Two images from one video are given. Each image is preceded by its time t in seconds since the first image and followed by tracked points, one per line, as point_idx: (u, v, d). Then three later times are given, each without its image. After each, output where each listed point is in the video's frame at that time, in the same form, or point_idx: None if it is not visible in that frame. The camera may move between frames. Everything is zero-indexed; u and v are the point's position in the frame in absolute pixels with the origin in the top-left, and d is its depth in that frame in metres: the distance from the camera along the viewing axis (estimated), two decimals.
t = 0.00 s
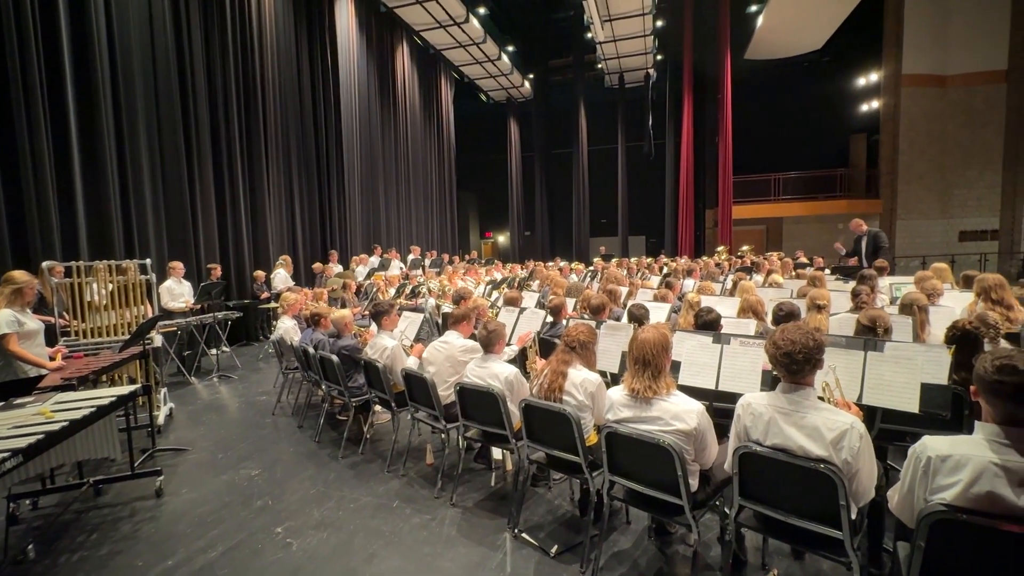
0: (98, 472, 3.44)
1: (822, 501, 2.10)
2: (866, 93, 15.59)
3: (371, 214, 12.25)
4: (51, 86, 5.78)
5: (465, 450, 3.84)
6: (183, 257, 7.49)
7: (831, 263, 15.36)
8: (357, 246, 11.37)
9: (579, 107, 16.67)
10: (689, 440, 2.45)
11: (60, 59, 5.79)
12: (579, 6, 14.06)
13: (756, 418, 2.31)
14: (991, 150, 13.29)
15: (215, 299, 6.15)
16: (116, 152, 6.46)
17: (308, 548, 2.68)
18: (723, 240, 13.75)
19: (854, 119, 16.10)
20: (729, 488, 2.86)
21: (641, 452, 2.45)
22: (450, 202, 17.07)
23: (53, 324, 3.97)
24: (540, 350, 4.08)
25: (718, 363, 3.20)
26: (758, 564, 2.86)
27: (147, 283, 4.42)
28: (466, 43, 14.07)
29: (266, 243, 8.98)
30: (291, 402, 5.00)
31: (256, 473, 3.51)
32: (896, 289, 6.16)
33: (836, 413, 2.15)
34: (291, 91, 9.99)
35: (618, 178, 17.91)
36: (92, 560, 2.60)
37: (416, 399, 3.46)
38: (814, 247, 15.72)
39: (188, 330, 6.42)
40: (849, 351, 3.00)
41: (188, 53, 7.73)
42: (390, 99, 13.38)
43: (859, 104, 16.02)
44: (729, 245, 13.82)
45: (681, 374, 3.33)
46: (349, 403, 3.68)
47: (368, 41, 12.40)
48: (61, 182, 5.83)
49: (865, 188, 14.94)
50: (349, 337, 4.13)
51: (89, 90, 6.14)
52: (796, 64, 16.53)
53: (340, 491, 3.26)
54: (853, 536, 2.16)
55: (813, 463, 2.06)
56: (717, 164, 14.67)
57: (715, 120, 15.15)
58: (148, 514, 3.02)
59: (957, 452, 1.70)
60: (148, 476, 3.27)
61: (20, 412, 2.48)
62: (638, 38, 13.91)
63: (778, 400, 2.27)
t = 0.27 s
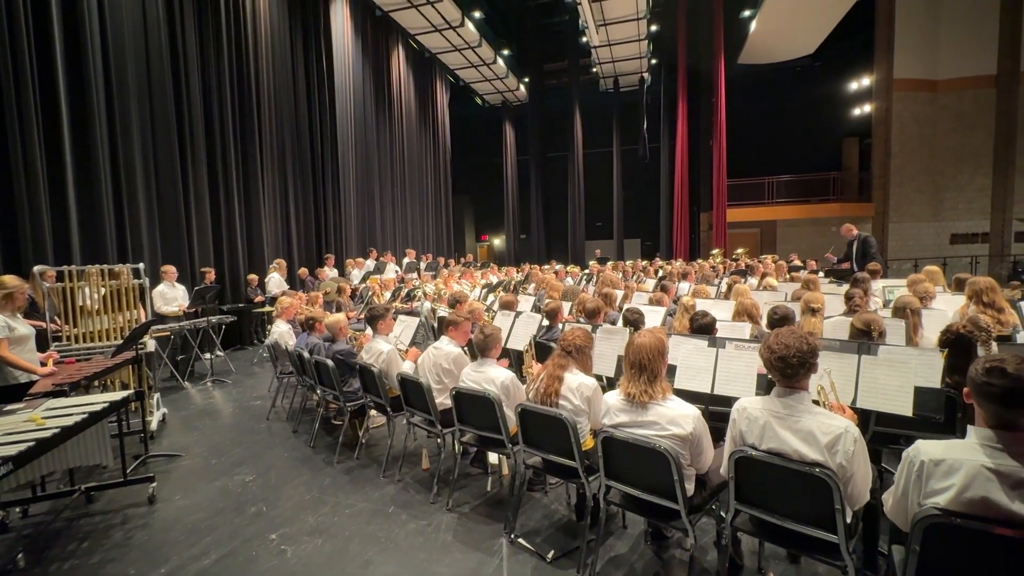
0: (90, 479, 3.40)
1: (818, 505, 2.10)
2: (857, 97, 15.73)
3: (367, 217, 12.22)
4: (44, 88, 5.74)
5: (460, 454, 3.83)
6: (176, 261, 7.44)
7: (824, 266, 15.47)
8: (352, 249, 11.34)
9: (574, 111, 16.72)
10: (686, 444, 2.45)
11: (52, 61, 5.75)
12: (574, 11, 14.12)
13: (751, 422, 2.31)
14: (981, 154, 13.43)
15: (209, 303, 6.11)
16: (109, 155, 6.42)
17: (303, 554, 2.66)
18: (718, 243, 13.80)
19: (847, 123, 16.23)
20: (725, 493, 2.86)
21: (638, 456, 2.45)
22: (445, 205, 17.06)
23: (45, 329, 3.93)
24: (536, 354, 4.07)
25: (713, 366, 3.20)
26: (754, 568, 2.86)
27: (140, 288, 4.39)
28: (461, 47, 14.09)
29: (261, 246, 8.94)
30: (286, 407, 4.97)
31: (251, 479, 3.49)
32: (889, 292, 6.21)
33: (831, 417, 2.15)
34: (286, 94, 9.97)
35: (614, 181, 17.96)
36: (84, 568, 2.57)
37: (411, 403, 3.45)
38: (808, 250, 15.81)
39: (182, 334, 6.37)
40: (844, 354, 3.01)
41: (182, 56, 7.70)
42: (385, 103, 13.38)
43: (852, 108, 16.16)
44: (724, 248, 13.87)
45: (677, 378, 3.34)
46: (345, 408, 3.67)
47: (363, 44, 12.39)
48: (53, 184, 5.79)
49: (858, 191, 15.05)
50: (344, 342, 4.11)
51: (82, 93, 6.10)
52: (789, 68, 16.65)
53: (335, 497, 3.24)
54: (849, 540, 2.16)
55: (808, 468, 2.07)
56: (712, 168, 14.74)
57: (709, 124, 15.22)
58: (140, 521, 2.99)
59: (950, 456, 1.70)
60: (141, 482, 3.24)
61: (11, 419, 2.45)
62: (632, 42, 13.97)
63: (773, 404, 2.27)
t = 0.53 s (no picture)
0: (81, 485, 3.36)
1: (812, 507, 2.12)
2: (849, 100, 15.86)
3: (361, 219, 12.17)
4: (34, 89, 5.69)
5: (455, 458, 3.82)
6: (168, 263, 7.38)
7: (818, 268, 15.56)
8: (347, 250, 11.30)
9: (569, 113, 16.75)
10: (681, 448, 2.45)
11: (43, 61, 5.69)
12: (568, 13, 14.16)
13: (746, 425, 2.32)
14: (971, 157, 13.57)
15: (202, 306, 6.07)
16: (101, 155, 6.37)
17: (297, 560, 2.64)
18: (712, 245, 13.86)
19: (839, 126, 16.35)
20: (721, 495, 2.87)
21: (633, 460, 2.45)
22: (440, 207, 17.03)
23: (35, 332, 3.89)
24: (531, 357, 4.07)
25: (708, 369, 3.21)
26: (749, 570, 2.87)
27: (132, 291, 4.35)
28: (456, 49, 14.09)
29: (254, 248, 8.89)
30: (280, 410, 4.94)
31: (244, 484, 3.47)
32: (881, 294, 6.26)
33: (825, 421, 2.16)
34: (280, 95, 9.93)
35: (608, 183, 17.99)
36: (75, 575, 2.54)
37: (406, 406, 3.43)
38: (801, 252, 15.91)
39: (174, 337, 6.32)
40: (837, 357, 3.03)
41: (176, 56, 7.65)
42: (380, 104, 13.35)
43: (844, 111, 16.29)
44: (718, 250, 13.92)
45: (672, 381, 3.34)
46: (340, 412, 3.65)
47: (358, 45, 12.37)
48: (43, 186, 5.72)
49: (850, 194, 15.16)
50: (339, 345, 4.09)
51: (73, 93, 6.05)
52: (782, 71, 16.76)
53: (330, 501, 3.23)
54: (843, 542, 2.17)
55: (802, 470, 2.08)
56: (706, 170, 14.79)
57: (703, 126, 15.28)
58: (132, 527, 2.96)
59: (944, 459, 1.71)
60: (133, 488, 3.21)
61: None
62: (627, 45, 14.02)
63: (767, 407, 2.28)
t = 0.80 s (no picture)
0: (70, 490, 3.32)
1: (804, 509, 2.13)
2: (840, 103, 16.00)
3: (354, 219, 12.13)
4: (22, 87, 5.61)
5: (449, 459, 3.82)
6: (159, 264, 7.31)
7: (809, 269, 15.67)
8: (340, 251, 11.26)
9: (563, 113, 16.77)
10: (675, 449, 2.46)
11: (31, 58, 5.62)
12: (562, 14, 14.17)
13: (739, 427, 2.33)
14: (959, 159, 13.74)
15: (194, 307, 6.02)
16: (90, 155, 6.30)
17: (290, 564, 2.62)
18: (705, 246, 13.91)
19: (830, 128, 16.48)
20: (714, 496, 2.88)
21: (627, 462, 2.45)
22: (434, 207, 16.99)
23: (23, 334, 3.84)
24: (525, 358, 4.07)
25: (701, 370, 3.22)
26: (743, 571, 2.88)
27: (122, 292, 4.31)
28: (450, 49, 14.07)
29: (247, 248, 8.83)
30: (273, 412, 4.91)
31: (236, 487, 3.44)
32: (872, 295, 6.32)
33: (817, 422, 2.17)
34: (273, 95, 9.87)
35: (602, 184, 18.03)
36: None
37: (400, 409, 3.42)
38: (793, 253, 16.03)
39: (165, 338, 6.26)
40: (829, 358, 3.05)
41: (167, 55, 7.60)
42: (374, 104, 13.32)
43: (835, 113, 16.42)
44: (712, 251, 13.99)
45: (665, 382, 3.35)
46: (333, 414, 3.63)
47: (351, 45, 12.33)
48: (31, 186, 5.65)
49: (841, 195, 15.29)
50: (332, 347, 4.06)
51: (62, 92, 5.98)
52: (774, 74, 16.88)
53: (323, 504, 3.21)
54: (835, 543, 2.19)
55: (795, 472, 2.09)
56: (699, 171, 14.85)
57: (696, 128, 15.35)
58: (122, 532, 2.92)
59: (935, 460, 1.72)
60: (123, 492, 3.17)
61: None
62: (621, 47, 14.06)
63: (761, 409, 2.29)
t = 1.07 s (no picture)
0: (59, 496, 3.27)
1: (798, 512, 2.14)
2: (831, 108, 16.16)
3: (348, 222, 12.10)
4: (12, 88, 5.55)
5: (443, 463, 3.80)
6: (151, 267, 7.25)
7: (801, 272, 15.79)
8: (334, 254, 11.22)
9: (557, 117, 16.81)
10: (669, 454, 2.46)
11: (21, 59, 5.56)
12: (557, 18, 14.22)
13: (733, 431, 2.33)
14: (948, 164, 13.91)
15: (185, 310, 5.97)
16: (81, 157, 6.24)
17: (283, 570, 2.60)
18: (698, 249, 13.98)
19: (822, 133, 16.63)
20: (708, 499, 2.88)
21: (622, 466, 2.45)
22: (428, 210, 16.97)
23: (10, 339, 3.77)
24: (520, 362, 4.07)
25: (695, 373, 3.23)
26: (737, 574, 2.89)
27: (112, 296, 4.28)
28: (445, 52, 14.08)
29: (240, 251, 8.78)
30: (265, 416, 4.88)
31: (228, 492, 3.41)
32: (863, 298, 6.37)
33: (811, 426, 2.18)
34: (266, 97, 9.82)
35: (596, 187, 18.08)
36: None
37: (394, 413, 3.40)
38: (785, 256, 16.14)
39: (156, 342, 6.21)
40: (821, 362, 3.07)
41: (160, 56, 7.55)
42: (369, 107, 13.29)
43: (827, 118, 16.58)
44: (705, 254, 14.06)
45: (660, 386, 3.36)
46: (327, 419, 3.61)
47: (346, 47, 12.30)
48: (20, 188, 5.58)
49: (833, 199, 15.42)
50: (325, 351, 4.03)
51: (52, 93, 5.92)
52: (766, 78, 17.02)
53: (316, 509, 3.18)
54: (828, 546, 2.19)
55: (789, 475, 2.09)
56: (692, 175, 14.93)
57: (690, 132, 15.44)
58: (112, 539, 2.89)
59: (926, 464, 1.74)
60: (113, 498, 3.13)
61: None
62: (614, 51, 14.12)
63: (754, 413, 2.29)
